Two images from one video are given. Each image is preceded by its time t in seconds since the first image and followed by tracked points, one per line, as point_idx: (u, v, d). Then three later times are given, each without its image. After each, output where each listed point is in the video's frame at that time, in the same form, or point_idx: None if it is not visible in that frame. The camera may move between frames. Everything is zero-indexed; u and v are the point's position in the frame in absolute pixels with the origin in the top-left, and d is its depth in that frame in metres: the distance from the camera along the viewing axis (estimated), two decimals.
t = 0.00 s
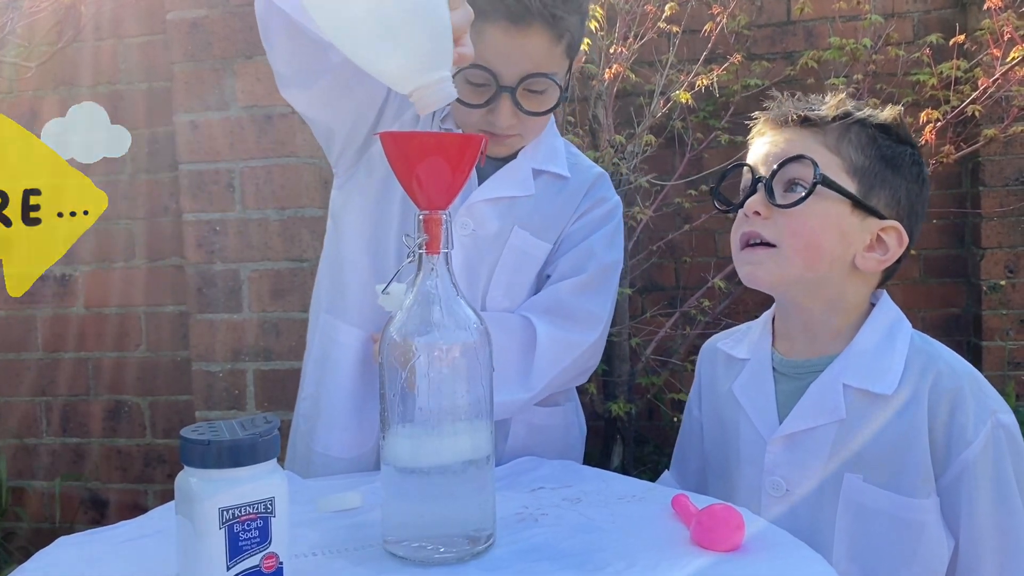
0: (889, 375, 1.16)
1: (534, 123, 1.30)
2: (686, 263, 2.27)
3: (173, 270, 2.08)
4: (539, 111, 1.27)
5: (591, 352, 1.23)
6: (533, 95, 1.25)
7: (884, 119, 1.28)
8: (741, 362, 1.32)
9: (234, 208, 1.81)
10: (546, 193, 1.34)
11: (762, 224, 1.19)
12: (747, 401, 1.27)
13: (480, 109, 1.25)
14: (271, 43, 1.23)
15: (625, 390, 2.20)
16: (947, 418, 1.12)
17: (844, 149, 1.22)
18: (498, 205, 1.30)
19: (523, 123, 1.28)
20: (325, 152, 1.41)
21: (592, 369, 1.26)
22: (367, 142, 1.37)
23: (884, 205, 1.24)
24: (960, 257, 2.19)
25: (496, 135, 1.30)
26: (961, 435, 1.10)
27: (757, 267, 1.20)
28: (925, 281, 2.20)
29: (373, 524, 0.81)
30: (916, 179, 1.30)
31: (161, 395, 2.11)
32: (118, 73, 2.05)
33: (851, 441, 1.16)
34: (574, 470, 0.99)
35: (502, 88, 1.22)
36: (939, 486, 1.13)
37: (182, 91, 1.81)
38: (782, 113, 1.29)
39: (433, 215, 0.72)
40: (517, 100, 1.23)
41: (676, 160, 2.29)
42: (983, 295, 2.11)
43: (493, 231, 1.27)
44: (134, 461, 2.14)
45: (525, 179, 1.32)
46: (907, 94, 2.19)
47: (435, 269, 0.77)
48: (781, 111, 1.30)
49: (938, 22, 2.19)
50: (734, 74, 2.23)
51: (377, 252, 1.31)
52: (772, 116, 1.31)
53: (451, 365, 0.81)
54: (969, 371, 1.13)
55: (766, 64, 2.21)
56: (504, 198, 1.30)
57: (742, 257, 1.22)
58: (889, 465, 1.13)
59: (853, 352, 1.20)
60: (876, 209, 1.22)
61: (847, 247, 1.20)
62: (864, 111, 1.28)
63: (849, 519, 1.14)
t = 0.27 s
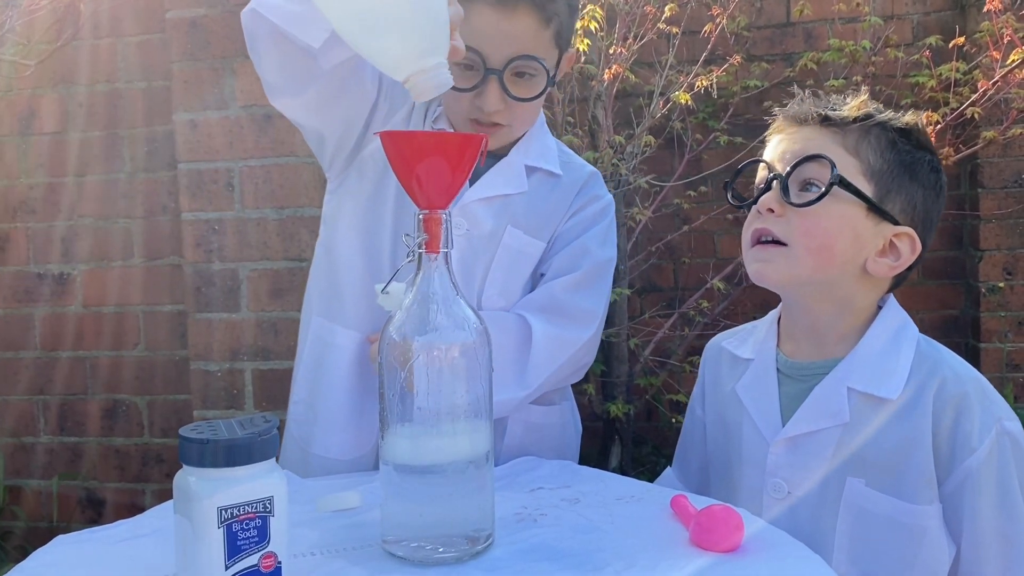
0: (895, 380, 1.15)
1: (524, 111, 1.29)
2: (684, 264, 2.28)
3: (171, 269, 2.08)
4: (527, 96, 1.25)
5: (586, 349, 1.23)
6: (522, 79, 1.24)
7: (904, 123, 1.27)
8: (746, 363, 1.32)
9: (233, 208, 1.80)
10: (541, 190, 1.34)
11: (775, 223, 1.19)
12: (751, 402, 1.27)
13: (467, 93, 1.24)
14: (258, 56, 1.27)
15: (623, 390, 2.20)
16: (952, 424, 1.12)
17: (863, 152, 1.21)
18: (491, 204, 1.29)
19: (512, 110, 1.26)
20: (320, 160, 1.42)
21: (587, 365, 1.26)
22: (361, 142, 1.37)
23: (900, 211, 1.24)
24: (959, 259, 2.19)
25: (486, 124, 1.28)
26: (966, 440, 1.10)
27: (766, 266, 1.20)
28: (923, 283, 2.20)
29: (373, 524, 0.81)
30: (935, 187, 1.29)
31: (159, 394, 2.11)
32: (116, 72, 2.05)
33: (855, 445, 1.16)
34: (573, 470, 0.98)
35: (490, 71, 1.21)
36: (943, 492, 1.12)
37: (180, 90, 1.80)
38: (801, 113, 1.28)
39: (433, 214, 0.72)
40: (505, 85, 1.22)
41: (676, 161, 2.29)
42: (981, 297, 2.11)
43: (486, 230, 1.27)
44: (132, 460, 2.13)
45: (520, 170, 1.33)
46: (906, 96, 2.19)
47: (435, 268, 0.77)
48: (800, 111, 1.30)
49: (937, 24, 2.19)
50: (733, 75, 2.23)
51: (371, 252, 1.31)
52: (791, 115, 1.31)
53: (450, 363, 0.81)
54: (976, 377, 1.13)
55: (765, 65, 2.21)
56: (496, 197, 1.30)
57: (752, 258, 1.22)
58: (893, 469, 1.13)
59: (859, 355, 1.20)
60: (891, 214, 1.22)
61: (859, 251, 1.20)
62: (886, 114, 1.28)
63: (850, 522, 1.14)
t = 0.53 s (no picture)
0: (901, 384, 1.15)
1: (517, 95, 1.28)
2: (683, 266, 2.28)
3: (169, 268, 2.07)
4: (521, 78, 1.25)
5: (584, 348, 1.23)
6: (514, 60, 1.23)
7: (905, 125, 1.28)
8: (751, 364, 1.32)
9: (232, 208, 1.80)
10: (537, 190, 1.34)
11: (780, 232, 1.19)
12: (755, 403, 1.27)
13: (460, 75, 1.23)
14: (255, 64, 1.26)
15: (621, 392, 2.20)
16: (958, 429, 1.12)
17: (865, 156, 1.22)
18: (488, 205, 1.30)
19: (505, 91, 1.26)
20: (316, 163, 1.41)
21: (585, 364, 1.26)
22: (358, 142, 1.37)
23: (905, 214, 1.24)
24: (957, 262, 2.19)
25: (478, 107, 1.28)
26: (971, 445, 1.10)
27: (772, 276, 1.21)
28: (921, 286, 2.21)
29: (372, 523, 0.81)
30: (938, 187, 1.29)
31: (156, 394, 2.11)
32: (116, 71, 2.05)
33: (860, 449, 1.16)
34: (574, 471, 0.98)
35: (483, 51, 1.20)
36: (947, 496, 1.12)
37: (180, 90, 1.80)
38: (800, 117, 1.28)
39: (434, 214, 0.72)
40: (498, 65, 1.21)
41: (675, 163, 2.29)
42: (979, 301, 2.11)
43: (482, 230, 1.27)
44: (129, 460, 2.13)
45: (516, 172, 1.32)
46: (905, 100, 2.19)
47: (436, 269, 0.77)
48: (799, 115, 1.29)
49: (936, 28, 2.20)
50: (732, 78, 2.23)
51: (368, 253, 1.32)
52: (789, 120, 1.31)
53: (451, 363, 0.81)
54: (982, 382, 1.13)
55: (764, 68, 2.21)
56: (493, 198, 1.30)
57: (757, 266, 1.23)
58: (898, 474, 1.13)
59: (865, 358, 1.20)
60: (896, 218, 1.22)
61: (864, 257, 1.20)
62: (886, 116, 1.28)
63: (853, 525, 1.14)
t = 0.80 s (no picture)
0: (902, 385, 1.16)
1: (517, 86, 1.28)
2: (680, 267, 2.28)
3: (167, 266, 2.07)
4: (520, 69, 1.24)
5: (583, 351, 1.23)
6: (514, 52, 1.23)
7: (894, 125, 1.27)
8: (752, 364, 1.32)
9: (230, 206, 1.80)
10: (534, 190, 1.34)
11: (777, 248, 1.20)
12: (756, 402, 1.27)
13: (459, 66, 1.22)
14: (250, 69, 1.25)
15: (618, 393, 2.20)
16: (958, 431, 1.12)
17: (856, 161, 1.21)
18: (487, 205, 1.30)
19: (505, 83, 1.25)
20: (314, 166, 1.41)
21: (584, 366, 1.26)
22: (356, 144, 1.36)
23: (901, 214, 1.24)
24: (953, 266, 2.20)
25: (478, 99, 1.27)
26: (972, 447, 1.10)
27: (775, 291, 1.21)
28: (917, 289, 2.21)
29: (370, 522, 0.81)
30: (932, 181, 1.29)
31: (153, 392, 2.10)
32: (114, 68, 2.04)
33: (860, 449, 1.16)
34: (571, 472, 0.98)
35: (482, 41, 1.20)
36: (947, 498, 1.12)
37: (179, 88, 1.80)
38: (787, 127, 1.28)
39: (433, 213, 0.72)
40: (497, 56, 1.21)
41: (673, 165, 2.30)
42: (975, 305, 2.12)
43: (480, 230, 1.28)
44: (124, 458, 2.12)
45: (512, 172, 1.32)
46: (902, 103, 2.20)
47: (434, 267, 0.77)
48: (786, 124, 1.29)
49: (934, 32, 2.20)
50: (730, 80, 2.23)
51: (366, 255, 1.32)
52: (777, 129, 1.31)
53: (448, 362, 0.81)
54: (983, 384, 1.13)
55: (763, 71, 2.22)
56: (491, 198, 1.30)
57: (758, 280, 1.24)
58: (898, 474, 1.13)
59: (867, 359, 1.20)
60: (892, 220, 1.22)
61: (864, 262, 1.21)
62: (873, 118, 1.28)
63: (852, 526, 1.14)
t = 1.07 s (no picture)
0: (898, 387, 1.17)
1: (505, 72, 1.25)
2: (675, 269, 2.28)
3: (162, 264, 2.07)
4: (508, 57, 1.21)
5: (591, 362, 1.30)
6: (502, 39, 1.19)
7: (861, 135, 1.19)
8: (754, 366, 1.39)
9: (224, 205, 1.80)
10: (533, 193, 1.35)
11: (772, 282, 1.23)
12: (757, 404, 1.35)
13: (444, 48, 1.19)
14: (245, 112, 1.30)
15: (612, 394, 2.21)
16: (952, 435, 1.12)
17: (829, 187, 1.16)
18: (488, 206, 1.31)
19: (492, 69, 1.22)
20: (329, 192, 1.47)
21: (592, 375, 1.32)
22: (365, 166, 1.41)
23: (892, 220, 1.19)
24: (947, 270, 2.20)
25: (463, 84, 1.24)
26: (966, 449, 1.11)
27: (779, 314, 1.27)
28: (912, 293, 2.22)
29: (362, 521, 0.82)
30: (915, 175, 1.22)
31: (148, 390, 2.10)
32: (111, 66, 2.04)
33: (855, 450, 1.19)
34: (565, 472, 0.99)
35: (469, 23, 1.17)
36: (940, 502, 1.12)
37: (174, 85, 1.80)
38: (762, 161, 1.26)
39: (426, 214, 0.73)
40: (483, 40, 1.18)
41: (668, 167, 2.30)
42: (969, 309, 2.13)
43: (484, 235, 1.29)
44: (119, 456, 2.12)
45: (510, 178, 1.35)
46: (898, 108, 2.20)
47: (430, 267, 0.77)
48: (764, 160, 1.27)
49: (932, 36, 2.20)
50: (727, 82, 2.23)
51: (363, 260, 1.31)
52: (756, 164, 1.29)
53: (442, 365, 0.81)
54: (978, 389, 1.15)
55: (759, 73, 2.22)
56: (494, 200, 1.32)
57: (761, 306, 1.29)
58: (892, 477, 1.13)
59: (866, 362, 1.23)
60: (882, 234, 1.18)
61: (856, 276, 1.19)
62: (837, 132, 1.20)
63: (844, 528, 1.16)
